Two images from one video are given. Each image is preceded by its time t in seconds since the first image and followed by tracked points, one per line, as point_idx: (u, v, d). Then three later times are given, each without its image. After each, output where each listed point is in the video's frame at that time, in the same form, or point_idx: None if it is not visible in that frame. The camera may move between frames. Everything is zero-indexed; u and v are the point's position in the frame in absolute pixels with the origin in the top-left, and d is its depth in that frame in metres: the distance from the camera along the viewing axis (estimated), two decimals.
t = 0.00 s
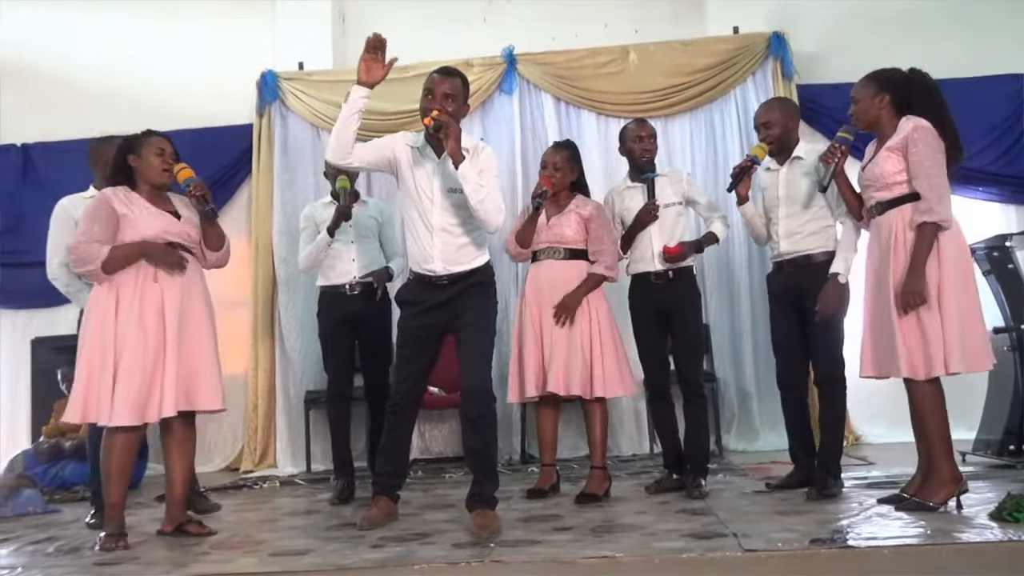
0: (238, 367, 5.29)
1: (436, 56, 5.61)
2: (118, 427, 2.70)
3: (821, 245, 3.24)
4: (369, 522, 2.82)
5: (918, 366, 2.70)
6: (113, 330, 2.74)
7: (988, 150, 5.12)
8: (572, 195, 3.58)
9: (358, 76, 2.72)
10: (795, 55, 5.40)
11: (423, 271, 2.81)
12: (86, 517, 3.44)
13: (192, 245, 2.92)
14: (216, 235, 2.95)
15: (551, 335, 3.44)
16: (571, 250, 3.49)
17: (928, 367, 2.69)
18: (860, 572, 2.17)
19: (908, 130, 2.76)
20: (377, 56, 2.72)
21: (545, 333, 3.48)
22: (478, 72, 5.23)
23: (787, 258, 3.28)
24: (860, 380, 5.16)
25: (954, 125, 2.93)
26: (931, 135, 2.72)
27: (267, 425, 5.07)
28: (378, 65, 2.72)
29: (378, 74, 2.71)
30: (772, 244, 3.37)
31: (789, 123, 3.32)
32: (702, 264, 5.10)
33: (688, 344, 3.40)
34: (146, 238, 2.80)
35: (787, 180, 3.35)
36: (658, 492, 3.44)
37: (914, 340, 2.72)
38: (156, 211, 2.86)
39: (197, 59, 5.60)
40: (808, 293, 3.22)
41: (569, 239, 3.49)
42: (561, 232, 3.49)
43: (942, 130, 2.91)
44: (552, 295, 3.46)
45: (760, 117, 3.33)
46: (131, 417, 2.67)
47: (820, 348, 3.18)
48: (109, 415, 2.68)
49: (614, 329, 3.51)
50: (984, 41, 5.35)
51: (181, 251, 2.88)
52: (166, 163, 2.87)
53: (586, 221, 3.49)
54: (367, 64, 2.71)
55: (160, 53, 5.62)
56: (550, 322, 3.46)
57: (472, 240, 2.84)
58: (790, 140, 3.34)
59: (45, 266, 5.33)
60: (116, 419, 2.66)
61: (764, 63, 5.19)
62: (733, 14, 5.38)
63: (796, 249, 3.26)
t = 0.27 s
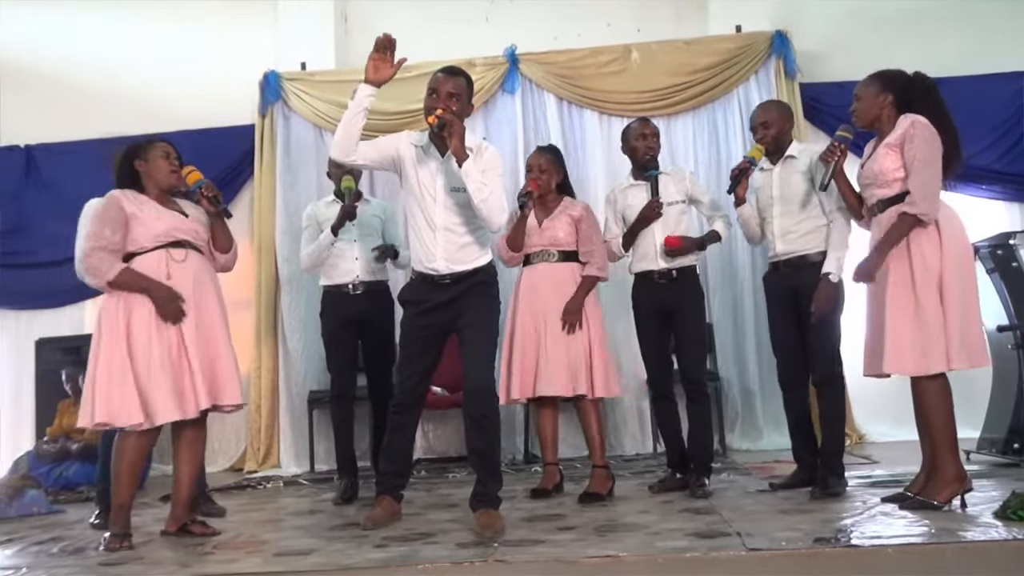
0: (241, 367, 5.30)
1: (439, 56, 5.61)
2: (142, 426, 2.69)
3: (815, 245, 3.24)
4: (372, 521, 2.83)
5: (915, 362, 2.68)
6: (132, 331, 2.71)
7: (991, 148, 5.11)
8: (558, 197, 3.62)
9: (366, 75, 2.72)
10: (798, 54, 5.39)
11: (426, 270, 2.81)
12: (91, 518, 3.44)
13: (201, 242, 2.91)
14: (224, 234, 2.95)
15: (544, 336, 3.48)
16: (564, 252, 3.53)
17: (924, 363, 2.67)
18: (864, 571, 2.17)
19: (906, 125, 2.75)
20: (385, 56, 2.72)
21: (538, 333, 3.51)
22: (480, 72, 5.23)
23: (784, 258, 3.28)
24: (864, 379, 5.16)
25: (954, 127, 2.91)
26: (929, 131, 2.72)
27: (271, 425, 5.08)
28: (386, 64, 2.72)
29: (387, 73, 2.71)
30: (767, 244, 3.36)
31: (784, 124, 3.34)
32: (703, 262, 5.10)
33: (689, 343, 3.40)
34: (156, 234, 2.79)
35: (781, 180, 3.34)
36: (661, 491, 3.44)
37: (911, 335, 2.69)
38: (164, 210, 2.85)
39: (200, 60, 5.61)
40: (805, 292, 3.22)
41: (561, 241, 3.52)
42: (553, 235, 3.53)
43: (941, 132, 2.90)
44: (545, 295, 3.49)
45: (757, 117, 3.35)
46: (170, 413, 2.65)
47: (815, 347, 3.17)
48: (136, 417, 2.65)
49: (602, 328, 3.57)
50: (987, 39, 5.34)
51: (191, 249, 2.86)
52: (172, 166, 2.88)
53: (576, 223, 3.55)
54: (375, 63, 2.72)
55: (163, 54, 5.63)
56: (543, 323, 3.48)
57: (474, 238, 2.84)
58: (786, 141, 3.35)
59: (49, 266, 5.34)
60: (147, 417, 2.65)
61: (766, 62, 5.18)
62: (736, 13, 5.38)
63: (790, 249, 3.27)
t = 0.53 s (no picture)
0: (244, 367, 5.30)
1: (441, 56, 5.61)
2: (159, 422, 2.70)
3: (811, 245, 3.24)
4: (375, 521, 2.83)
5: (920, 359, 2.67)
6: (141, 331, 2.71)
7: (993, 147, 5.11)
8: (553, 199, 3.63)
9: (364, 74, 2.73)
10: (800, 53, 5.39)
11: (429, 270, 2.81)
12: (94, 518, 3.44)
13: (207, 239, 2.91)
14: (232, 231, 2.98)
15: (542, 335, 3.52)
16: (563, 253, 3.55)
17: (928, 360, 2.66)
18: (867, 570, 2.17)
19: (907, 126, 2.75)
20: (384, 55, 2.72)
21: (536, 333, 3.54)
22: (482, 72, 5.23)
23: (780, 259, 3.28)
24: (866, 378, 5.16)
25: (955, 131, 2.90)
26: (931, 132, 2.71)
27: (273, 425, 5.08)
28: (384, 63, 2.73)
29: (385, 72, 2.72)
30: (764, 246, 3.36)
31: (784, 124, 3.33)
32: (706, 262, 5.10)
33: (691, 343, 3.40)
34: (163, 232, 2.79)
35: (779, 182, 3.35)
36: (664, 491, 3.43)
37: (916, 333, 2.69)
38: (170, 209, 2.85)
39: (202, 60, 5.61)
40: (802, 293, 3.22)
41: (559, 242, 3.55)
42: (550, 237, 3.55)
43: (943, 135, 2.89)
44: (544, 295, 3.51)
45: (756, 117, 3.34)
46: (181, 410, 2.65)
47: (815, 348, 3.16)
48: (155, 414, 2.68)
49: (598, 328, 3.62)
50: (990, 38, 5.33)
51: (198, 246, 2.86)
52: (178, 166, 2.89)
53: (574, 224, 3.58)
54: (373, 62, 2.72)
55: (166, 54, 5.63)
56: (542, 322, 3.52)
57: (477, 238, 2.84)
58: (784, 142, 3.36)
59: (52, 266, 5.34)
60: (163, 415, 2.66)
61: (769, 61, 5.18)
62: (738, 12, 5.37)
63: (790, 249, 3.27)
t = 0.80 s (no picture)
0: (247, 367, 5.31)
1: (445, 56, 5.61)
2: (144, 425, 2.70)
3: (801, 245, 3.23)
4: (379, 521, 2.83)
5: (929, 359, 2.66)
6: (138, 333, 2.72)
7: (997, 147, 5.10)
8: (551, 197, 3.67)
9: (371, 79, 2.73)
10: (804, 54, 5.38)
11: (432, 270, 2.81)
12: (98, 517, 3.45)
13: (213, 243, 2.90)
14: (241, 229, 2.96)
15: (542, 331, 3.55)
16: (558, 247, 3.58)
17: (938, 360, 2.64)
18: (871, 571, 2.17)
19: (911, 124, 2.78)
20: (391, 61, 2.72)
21: (536, 329, 3.57)
22: (486, 72, 5.23)
23: (776, 261, 3.27)
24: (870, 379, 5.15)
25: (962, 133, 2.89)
26: (933, 131, 2.74)
27: (277, 425, 5.08)
28: (392, 69, 2.73)
29: (392, 78, 2.72)
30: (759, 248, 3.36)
31: (789, 127, 3.34)
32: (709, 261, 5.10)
33: (693, 344, 3.39)
34: (167, 237, 2.78)
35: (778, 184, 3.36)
36: (667, 491, 3.42)
37: (925, 333, 2.68)
38: (176, 211, 2.84)
39: (206, 60, 5.62)
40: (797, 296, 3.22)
41: (553, 236, 3.58)
42: (545, 231, 3.58)
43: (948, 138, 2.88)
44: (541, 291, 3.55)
45: (762, 119, 3.36)
46: (158, 415, 2.65)
47: (810, 348, 3.16)
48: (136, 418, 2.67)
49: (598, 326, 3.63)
50: (995, 38, 5.32)
51: (201, 249, 2.85)
52: (190, 165, 2.87)
53: (568, 218, 3.61)
54: (380, 68, 2.72)
55: (170, 54, 5.64)
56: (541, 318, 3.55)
57: (480, 239, 2.84)
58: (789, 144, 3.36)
59: (56, 266, 5.35)
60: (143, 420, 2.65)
61: (773, 61, 5.18)
62: (742, 12, 5.37)
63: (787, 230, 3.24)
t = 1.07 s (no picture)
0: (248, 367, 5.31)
1: (446, 56, 5.61)
2: (142, 426, 2.69)
3: (796, 248, 3.26)
4: (380, 521, 2.83)
5: (929, 359, 2.66)
6: (137, 332, 2.72)
7: (999, 147, 5.09)
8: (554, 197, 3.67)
9: (362, 79, 2.71)
10: (805, 54, 5.38)
11: (434, 269, 2.81)
12: (100, 517, 3.45)
13: (213, 244, 2.90)
14: (241, 229, 2.95)
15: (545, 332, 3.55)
16: (562, 248, 3.58)
17: (938, 360, 2.65)
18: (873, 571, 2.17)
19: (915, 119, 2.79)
20: (379, 59, 2.72)
21: (539, 331, 3.57)
22: (487, 72, 5.23)
23: (769, 261, 3.31)
24: (871, 379, 5.15)
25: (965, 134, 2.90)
26: (930, 128, 2.73)
27: (278, 424, 5.08)
28: (381, 67, 2.73)
29: (382, 77, 2.72)
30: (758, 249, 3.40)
31: (786, 128, 3.32)
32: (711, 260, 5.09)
33: (693, 343, 3.39)
34: (166, 238, 2.79)
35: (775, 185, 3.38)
36: (669, 492, 3.42)
37: (925, 333, 2.68)
38: (177, 212, 2.84)
39: (208, 59, 5.62)
40: (789, 298, 3.23)
41: (558, 236, 3.58)
42: (549, 231, 3.59)
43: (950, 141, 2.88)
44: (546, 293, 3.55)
45: (760, 120, 3.35)
46: (149, 414, 2.63)
47: (798, 348, 3.18)
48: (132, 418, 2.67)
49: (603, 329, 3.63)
50: (996, 38, 5.32)
51: (201, 249, 2.85)
52: (190, 165, 2.86)
53: (572, 218, 3.61)
54: (370, 66, 2.71)
55: (171, 54, 5.64)
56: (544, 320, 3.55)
57: (481, 240, 2.84)
58: (784, 145, 3.33)
59: (57, 266, 5.35)
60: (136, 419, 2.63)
61: (774, 61, 5.18)
62: (744, 12, 5.37)
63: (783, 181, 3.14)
